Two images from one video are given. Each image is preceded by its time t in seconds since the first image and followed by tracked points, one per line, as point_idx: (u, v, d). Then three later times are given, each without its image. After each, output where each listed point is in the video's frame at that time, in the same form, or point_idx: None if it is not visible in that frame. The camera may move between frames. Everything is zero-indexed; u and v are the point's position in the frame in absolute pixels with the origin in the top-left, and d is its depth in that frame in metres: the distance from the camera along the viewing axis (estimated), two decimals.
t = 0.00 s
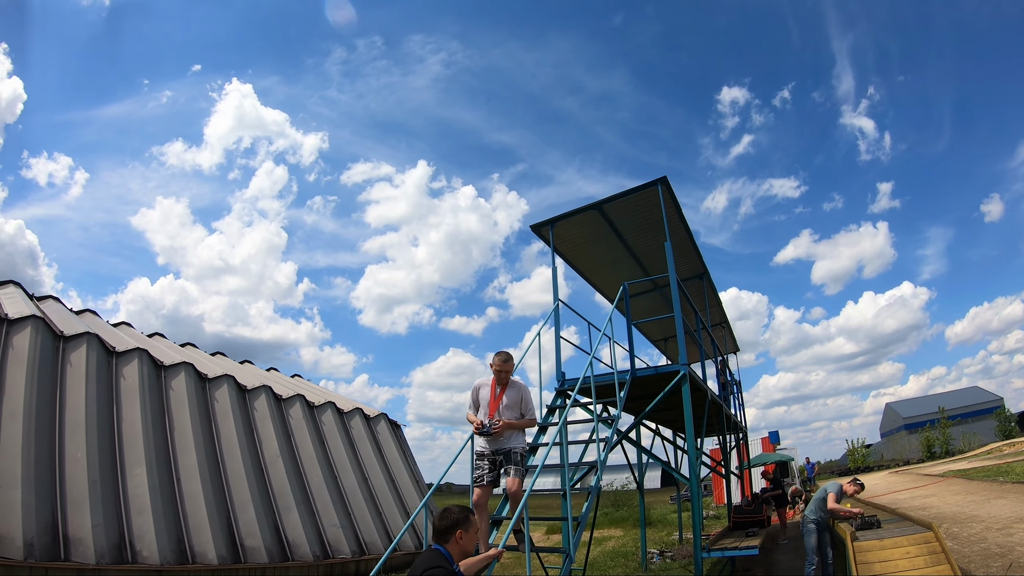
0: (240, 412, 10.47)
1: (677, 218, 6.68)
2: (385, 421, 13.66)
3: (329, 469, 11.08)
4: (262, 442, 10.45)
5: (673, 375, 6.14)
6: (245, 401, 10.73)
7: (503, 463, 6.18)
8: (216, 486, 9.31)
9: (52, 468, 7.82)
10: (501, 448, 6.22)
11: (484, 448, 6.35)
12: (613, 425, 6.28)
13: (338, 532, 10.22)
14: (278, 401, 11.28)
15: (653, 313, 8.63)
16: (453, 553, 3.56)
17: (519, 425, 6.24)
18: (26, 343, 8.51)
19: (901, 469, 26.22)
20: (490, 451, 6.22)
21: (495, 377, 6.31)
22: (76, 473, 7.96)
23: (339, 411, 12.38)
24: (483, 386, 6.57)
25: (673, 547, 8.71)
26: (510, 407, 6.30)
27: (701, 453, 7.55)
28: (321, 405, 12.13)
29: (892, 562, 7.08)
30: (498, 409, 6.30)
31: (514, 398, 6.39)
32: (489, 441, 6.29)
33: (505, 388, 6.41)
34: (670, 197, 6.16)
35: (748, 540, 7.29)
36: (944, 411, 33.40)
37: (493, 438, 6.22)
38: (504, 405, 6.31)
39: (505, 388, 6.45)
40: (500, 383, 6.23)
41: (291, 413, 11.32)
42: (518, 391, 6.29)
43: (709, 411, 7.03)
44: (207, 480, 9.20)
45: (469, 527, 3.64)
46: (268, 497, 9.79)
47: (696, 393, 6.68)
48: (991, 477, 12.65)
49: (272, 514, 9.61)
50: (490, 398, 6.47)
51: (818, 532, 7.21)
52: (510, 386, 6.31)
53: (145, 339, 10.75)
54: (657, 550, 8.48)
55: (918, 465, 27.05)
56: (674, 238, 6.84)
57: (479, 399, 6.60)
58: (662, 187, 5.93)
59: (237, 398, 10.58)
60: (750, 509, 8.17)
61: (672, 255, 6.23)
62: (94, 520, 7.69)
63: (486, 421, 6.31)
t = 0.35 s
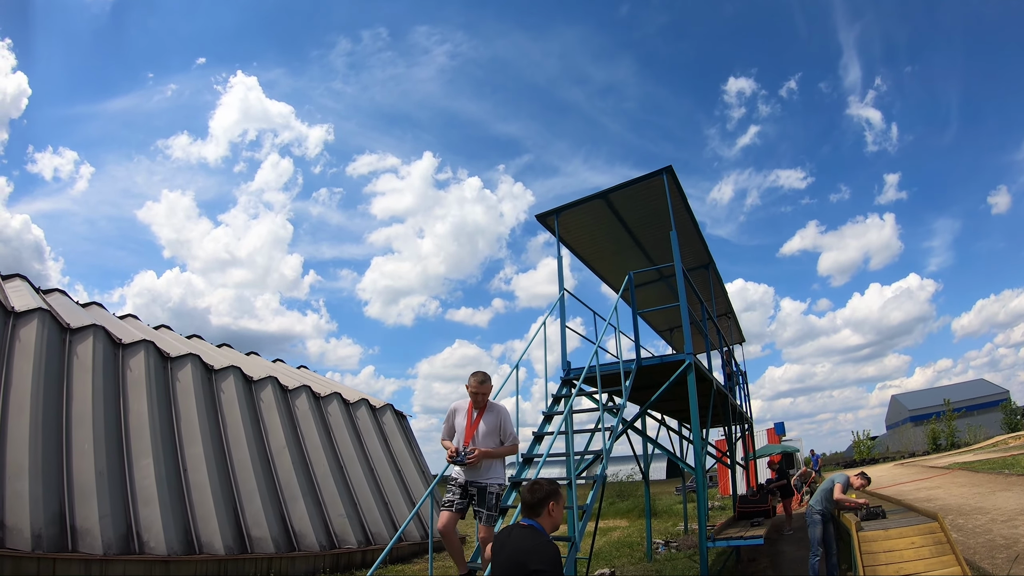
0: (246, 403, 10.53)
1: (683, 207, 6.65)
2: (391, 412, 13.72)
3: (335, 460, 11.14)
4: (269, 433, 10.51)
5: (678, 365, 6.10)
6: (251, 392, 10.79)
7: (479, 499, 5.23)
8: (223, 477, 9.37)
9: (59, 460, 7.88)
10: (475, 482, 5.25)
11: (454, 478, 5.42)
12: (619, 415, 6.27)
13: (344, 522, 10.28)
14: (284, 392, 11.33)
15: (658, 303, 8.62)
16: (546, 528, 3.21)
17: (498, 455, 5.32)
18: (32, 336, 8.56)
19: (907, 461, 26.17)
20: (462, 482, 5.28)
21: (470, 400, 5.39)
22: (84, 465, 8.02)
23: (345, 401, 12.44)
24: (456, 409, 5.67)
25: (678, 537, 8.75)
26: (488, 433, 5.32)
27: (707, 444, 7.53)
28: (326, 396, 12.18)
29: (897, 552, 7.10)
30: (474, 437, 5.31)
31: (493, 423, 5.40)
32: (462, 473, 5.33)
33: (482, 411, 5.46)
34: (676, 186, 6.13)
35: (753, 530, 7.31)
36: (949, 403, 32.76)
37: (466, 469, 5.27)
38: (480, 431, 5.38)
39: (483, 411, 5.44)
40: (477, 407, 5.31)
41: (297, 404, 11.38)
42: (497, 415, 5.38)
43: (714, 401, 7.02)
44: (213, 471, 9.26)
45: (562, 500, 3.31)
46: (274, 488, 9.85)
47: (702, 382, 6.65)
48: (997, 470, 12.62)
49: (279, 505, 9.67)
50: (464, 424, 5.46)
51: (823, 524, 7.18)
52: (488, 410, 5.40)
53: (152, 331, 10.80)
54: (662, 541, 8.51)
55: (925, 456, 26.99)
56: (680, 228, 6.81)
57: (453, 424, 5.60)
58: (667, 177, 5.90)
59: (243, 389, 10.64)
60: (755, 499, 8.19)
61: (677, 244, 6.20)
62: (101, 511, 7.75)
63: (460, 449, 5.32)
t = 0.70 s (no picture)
0: (251, 389, 10.58)
1: (686, 191, 6.62)
2: (395, 397, 13.78)
3: (339, 445, 11.20)
4: (273, 419, 10.56)
5: (680, 348, 6.06)
6: (256, 379, 10.84)
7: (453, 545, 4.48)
8: (227, 463, 9.42)
9: (65, 449, 7.93)
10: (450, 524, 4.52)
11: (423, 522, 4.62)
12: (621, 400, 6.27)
13: (349, 507, 10.36)
14: (289, 378, 11.38)
15: (662, 287, 8.62)
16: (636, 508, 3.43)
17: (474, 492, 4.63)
18: (36, 325, 8.58)
19: (908, 446, 26.30)
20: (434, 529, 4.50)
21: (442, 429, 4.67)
22: (89, 453, 8.07)
23: (349, 387, 12.49)
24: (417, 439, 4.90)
25: (682, 521, 8.83)
26: (464, 466, 4.62)
27: (710, 429, 7.54)
28: (331, 381, 12.24)
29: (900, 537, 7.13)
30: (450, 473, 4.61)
31: (468, 456, 4.71)
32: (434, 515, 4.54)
33: (455, 443, 4.73)
34: (679, 169, 6.10)
35: (756, 514, 7.33)
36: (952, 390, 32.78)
37: (440, 511, 4.51)
38: (454, 465, 4.66)
39: (456, 442, 4.73)
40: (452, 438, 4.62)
41: (302, 389, 11.44)
42: (473, 447, 4.74)
43: (717, 385, 7.00)
44: (219, 458, 9.31)
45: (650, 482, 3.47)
46: (279, 474, 9.92)
47: (705, 367, 6.61)
48: (998, 456, 12.67)
49: (284, 491, 9.73)
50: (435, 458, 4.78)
51: (826, 507, 7.20)
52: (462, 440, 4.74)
53: (155, 319, 10.83)
54: (665, 526, 8.59)
55: (925, 442, 27.12)
56: (683, 212, 6.79)
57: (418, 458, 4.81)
58: (671, 160, 5.87)
59: (247, 376, 10.68)
60: (758, 483, 8.21)
61: (680, 228, 6.17)
62: (107, 499, 7.80)
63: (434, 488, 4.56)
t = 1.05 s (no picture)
0: (262, 369, 10.67)
1: (694, 162, 6.54)
2: (405, 374, 13.86)
3: (351, 424, 11.30)
4: (285, 398, 10.66)
5: (690, 320, 5.97)
6: (267, 359, 10.92)
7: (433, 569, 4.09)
8: (240, 443, 9.53)
9: (79, 434, 8.04)
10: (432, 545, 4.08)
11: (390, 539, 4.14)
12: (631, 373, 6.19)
13: (362, 485, 10.47)
14: (299, 358, 11.45)
15: (670, 259, 8.58)
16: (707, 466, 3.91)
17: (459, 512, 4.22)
18: (47, 314, 8.66)
19: (916, 420, 26.39)
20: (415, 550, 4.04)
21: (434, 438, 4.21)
22: (104, 438, 8.17)
23: (360, 365, 12.59)
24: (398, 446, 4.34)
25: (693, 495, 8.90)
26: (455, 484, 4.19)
27: (720, 402, 7.52)
28: (341, 360, 12.32)
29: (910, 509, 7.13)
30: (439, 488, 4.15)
31: (460, 471, 4.27)
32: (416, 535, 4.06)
33: (446, 456, 4.25)
34: (687, 141, 6.01)
35: (766, 486, 7.37)
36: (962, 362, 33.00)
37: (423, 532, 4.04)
38: (443, 480, 4.20)
39: (448, 455, 4.26)
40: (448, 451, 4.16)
41: (312, 368, 11.52)
42: (463, 466, 4.33)
43: (726, 357, 6.94)
44: (232, 439, 9.41)
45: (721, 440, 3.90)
46: (292, 452, 10.03)
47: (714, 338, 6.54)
48: (1007, 430, 12.67)
49: (297, 470, 9.83)
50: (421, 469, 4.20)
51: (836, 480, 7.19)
52: (454, 456, 4.30)
53: (165, 303, 10.89)
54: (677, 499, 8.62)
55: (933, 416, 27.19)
56: (691, 184, 6.72)
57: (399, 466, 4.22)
58: (678, 132, 5.79)
59: (258, 356, 10.76)
60: (769, 456, 8.22)
61: (688, 200, 6.10)
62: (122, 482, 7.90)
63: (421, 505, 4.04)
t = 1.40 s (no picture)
0: (264, 344, 10.71)
1: (694, 126, 6.45)
2: (408, 345, 13.92)
3: (355, 396, 11.38)
4: (288, 372, 10.72)
5: (690, 285, 5.89)
6: (269, 334, 10.96)
7: None
8: (245, 417, 9.60)
9: (85, 414, 8.10)
10: None
11: None
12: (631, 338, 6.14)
13: (367, 457, 10.56)
14: (301, 331, 11.49)
15: (671, 224, 8.55)
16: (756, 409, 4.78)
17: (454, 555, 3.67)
18: (49, 296, 8.67)
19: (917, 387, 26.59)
20: None
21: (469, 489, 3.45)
22: (110, 417, 8.23)
23: (362, 337, 12.64)
24: (419, 504, 3.25)
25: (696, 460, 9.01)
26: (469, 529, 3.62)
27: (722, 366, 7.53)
28: (344, 333, 12.36)
29: (910, 471, 7.23)
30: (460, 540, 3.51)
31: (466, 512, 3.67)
32: None
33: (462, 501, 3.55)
34: (686, 106, 5.93)
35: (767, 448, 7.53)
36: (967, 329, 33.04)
37: None
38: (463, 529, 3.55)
39: (464, 499, 3.56)
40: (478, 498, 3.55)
41: (314, 342, 11.57)
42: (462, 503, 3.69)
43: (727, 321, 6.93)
44: (236, 414, 9.46)
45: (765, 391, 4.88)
46: (297, 425, 10.11)
47: (714, 303, 6.50)
48: (1009, 398, 12.73)
49: (302, 443, 9.91)
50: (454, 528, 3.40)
51: (838, 444, 7.26)
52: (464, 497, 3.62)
53: (166, 282, 10.89)
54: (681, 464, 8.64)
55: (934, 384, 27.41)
56: (690, 148, 6.66)
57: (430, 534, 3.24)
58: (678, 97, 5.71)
59: (261, 331, 10.80)
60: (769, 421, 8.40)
61: (689, 165, 6.03)
62: (129, 461, 7.97)
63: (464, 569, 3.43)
